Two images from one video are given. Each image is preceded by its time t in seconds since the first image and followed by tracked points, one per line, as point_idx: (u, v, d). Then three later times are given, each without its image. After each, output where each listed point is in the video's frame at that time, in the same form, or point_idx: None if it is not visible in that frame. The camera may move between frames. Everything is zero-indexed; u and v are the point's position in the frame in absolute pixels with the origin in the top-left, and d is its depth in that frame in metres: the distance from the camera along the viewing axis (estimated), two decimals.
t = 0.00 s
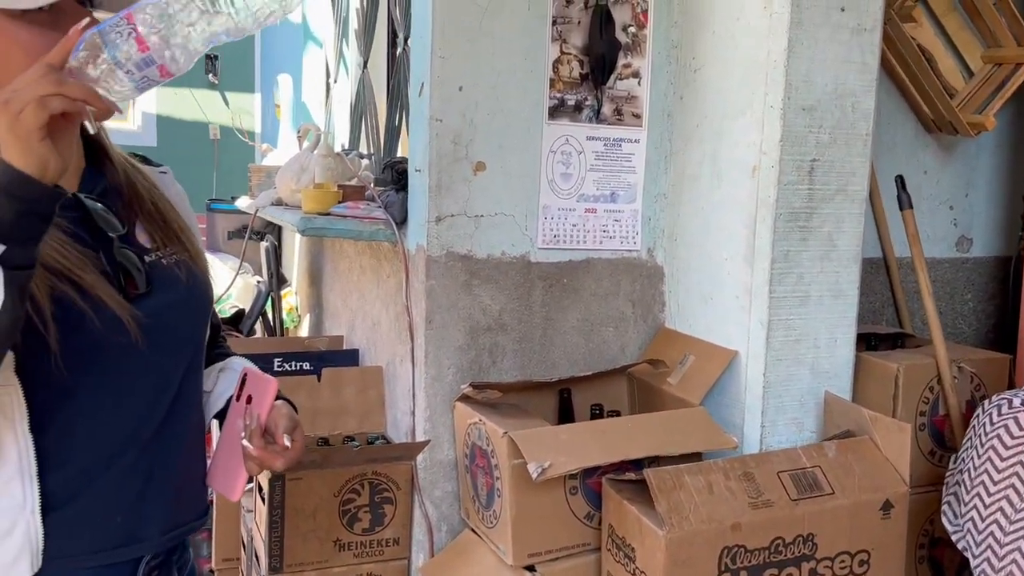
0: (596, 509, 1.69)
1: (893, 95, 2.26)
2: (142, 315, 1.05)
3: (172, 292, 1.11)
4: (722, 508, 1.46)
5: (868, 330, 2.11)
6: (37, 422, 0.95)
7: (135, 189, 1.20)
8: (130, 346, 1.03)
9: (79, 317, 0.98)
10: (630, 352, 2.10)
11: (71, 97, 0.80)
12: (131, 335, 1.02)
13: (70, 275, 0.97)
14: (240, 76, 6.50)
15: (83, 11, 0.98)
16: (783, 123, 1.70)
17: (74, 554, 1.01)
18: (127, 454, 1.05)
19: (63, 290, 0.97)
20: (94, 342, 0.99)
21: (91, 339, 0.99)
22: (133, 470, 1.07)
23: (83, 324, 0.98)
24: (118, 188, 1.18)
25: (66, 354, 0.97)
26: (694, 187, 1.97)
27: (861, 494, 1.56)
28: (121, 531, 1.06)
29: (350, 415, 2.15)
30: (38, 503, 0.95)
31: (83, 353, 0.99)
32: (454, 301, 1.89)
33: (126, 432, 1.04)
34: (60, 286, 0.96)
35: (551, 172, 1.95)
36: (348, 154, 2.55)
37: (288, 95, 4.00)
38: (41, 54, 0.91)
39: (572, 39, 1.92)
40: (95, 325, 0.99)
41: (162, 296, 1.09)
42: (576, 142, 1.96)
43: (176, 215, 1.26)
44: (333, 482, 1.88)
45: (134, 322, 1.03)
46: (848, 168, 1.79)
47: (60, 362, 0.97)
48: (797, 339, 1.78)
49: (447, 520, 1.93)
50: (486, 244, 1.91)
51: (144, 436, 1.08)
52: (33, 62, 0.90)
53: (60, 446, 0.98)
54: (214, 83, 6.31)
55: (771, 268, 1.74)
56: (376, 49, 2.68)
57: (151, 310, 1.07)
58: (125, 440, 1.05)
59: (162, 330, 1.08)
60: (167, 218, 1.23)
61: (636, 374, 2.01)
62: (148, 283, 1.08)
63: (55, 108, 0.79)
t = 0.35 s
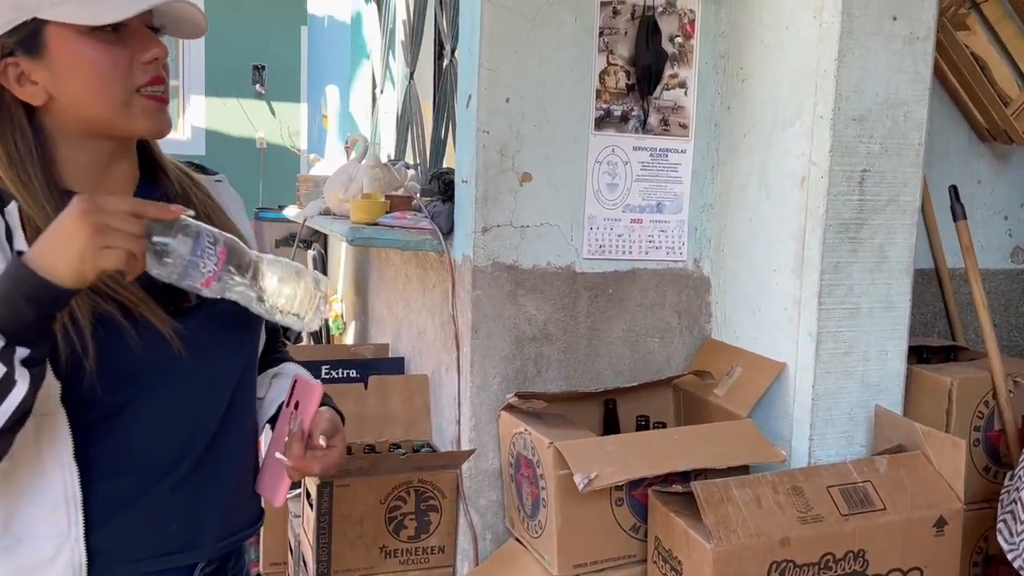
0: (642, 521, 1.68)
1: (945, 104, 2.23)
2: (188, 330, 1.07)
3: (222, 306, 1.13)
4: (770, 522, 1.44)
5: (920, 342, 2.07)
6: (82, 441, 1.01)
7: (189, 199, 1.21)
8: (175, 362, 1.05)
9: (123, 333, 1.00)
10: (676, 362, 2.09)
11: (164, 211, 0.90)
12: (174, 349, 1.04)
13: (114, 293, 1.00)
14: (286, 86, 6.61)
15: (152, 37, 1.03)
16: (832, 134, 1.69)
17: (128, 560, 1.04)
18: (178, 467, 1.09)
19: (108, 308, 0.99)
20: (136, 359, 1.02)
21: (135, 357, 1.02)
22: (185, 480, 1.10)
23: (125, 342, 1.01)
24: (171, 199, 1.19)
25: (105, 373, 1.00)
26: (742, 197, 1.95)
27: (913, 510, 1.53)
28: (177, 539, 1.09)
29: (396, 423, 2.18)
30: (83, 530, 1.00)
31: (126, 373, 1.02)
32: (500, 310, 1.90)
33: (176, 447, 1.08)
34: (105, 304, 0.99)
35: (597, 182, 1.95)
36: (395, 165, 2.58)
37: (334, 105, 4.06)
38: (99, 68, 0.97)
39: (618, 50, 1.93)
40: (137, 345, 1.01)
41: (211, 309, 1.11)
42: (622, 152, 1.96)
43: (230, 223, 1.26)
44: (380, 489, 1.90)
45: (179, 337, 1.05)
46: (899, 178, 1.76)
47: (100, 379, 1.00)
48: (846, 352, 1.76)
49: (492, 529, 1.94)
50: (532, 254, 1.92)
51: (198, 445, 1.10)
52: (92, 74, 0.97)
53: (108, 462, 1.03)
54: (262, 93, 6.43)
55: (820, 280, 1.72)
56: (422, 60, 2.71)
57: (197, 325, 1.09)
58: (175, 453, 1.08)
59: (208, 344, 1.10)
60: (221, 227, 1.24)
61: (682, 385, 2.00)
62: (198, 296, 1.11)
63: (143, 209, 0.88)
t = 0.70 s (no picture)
0: (700, 537, 1.68)
1: (1011, 116, 2.19)
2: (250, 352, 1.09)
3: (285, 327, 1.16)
4: (831, 541, 1.43)
5: (984, 360, 2.04)
6: (153, 456, 1.03)
7: (255, 221, 1.24)
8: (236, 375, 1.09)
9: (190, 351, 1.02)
10: (733, 379, 2.09)
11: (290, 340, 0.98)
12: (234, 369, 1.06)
13: (183, 313, 1.01)
14: (341, 100, 6.74)
15: (238, 71, 1.11)
16: (895, 149, 1.67)
17: (191, 567, 1.06)
18: (245, 478, 1.11)
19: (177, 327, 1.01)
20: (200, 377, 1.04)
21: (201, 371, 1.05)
22: (249, 492, 1.12)
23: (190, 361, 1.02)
24: (239, 220, 1.23)
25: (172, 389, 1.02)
26: (800, 212, 1.95)
27: (978, 532, 1.50)
28: (239, 548, 1.11)
29: (452, 434, 2.21)
30: (146, 545, 1.02)
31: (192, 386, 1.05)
32: (556, 324, 1.92)
33: (242, 458, 1.11)
34: (176, 322, 1.01)
35: (654, 198, 1.96)
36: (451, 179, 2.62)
37: (391, 120, 4.13)
38: (190, 96, 1.04)
39: (676, 66, 1.94)
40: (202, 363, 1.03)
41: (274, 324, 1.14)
42: (680, 168, 1.97)
43: (295, 245, 1.29)
44: (438, 500, 1.94)
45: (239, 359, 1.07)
46: (963, 194, 1.74)
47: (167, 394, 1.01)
48: (908, 370, 1.74)
49: (547, 542, 1.95)
50: (588, 269, 1.93)
51: (264, 457, 1.14)
52: (183, 101, 1.03)
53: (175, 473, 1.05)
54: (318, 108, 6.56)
55: (881, 297, 1.70)
56: (479, 76, 2.75)
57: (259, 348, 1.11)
58: (240, 465, 1.11)
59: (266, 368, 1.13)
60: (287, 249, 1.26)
61: (740, 401, 2.00)
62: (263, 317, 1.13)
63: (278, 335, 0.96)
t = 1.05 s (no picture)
0: (752, 559, 1.67)
1: None
2: (317, 374, 1.12)
3: (350, 350, 1.19)
4: (888, 567, 1.42)
5: None
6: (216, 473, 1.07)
7: (316, 247, 1.28)
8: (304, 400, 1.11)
9: (263, 373, 1.06)
10: (786, 400, 2.07)
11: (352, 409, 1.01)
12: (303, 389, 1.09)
13: (255, 334, 1.06)
14: (393, 115, 6.84)
15: (310, 100, 1.15)
16: (954, 169, 1.65)
17: None
18: (306, 497, 1.15)
19: (250, 348, 1.05)
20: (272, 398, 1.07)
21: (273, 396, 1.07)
22: (310, 512, 1.15)
23: (264, 383, 1.06)
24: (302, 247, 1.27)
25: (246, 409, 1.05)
26: (856, 232, 1.93)
27: None
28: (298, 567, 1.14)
29: (503, 450, 2.23)
30: (214, 562, 1.05)
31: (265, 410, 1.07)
32: (607, 343, 1.94)
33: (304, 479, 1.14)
34: (248, 344, 1.05)
35: (706, 217, 1.96)
36: (503, 197, 2.65)
37: (442, 136, 4.19)
38: (267, 124, 1.08)
39: (729, 86, 1.94)
40: (276, 384, 1.07)
41: (339, 348, 1.17)
42: (733, 187, 1.96)
43: (353, 271, 1.32)
44: (491, 515, 1.94)
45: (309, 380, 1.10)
46: None
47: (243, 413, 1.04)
48: (968, 393, 1.71)
49: (598, 560, 1.98)
50: (640, 288, 1.95)
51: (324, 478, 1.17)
52: (259, 129, 1.08)
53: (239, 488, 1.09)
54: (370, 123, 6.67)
55: (940, 318, 1.67)
56: (531, 95, 2.78)
57: (326, 369, 1.14)
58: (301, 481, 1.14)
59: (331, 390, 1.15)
60: (346, 275, 1.30)
61: (794, 422, 1.98)
62: (330, 338, 1.16)
63: (346, 413, 1.00)
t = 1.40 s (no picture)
0: None
1: None
2: (369, 400, 1.13)
3: (404, 378, 1.20)
4: None
5: None
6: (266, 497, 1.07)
7: (379, 275, 1.30)
8: (356, 427, 1.11)
9: (316, 397, 1.07)
10: (847, 421, 2.03)
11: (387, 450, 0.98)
12: (353, 415, 1.10)
13: (311, 357, 1.07)
14: (451, 133, 6.92)
15: (375, 122, 1.17)
16: (1022, 187, 1.60)
17: None
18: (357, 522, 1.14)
19: (305, 371, 1.06)
20: (324, 421, 1.07)
21: (326, 419, 1.08)
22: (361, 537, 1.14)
23: (316, 406, 1.07)
24: (364, 272, 1.29)
25: (297, 430, 1.06)
26: (918, 251, 1.89)
27: None
28: None
29: (558, 468, 2.24)
30: None
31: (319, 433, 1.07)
32: (664, 362, 1.95)
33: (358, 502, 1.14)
34: (303, 368, 1.06)
35: (764, 236, 1.95)
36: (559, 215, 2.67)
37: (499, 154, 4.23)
38: (329, 146, 1.11)
39: (787, 104, 1.93)
40: (327, 408, 1.07)
41: (391, 376, 1.17)
42: (791, 206, 1.95)
43: (415, 300, 1.34)
44: (546, 534, 1.92)
45: (359, 407, 1.11)
46: None
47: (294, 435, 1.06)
48: None
49: None
50: (697, 307, 1.95)
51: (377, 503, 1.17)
52: (321, 150, 1.11)
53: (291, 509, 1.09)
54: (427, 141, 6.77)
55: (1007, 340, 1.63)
56: (587, 113, 2.79)
57: (378, 396, 1.15)
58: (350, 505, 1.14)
59: (383, 416, 1.16)
60: (407, 304, 1.31)
61: (854, 444, 1.94)
62: (384, 366, 1.17)
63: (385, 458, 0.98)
